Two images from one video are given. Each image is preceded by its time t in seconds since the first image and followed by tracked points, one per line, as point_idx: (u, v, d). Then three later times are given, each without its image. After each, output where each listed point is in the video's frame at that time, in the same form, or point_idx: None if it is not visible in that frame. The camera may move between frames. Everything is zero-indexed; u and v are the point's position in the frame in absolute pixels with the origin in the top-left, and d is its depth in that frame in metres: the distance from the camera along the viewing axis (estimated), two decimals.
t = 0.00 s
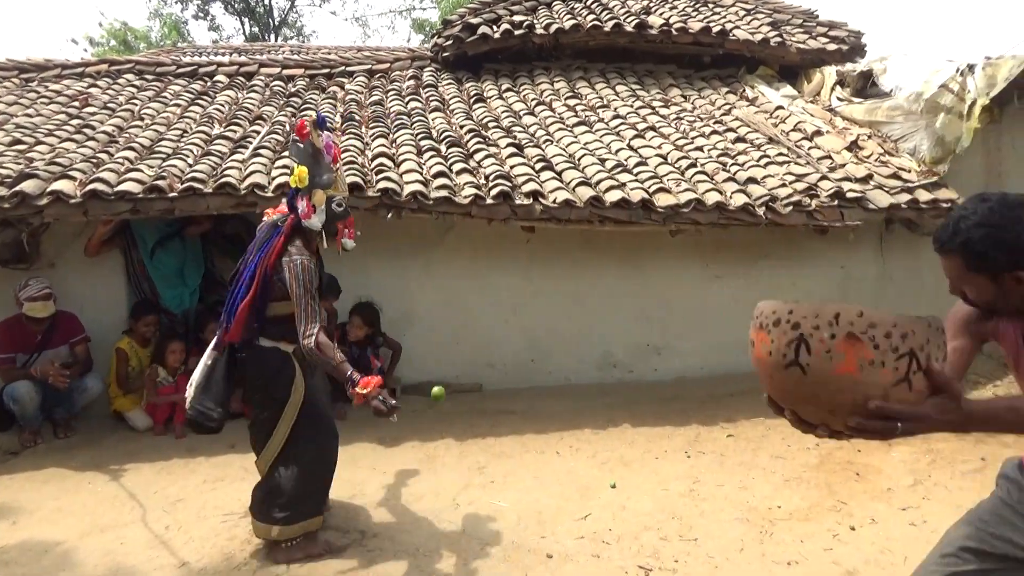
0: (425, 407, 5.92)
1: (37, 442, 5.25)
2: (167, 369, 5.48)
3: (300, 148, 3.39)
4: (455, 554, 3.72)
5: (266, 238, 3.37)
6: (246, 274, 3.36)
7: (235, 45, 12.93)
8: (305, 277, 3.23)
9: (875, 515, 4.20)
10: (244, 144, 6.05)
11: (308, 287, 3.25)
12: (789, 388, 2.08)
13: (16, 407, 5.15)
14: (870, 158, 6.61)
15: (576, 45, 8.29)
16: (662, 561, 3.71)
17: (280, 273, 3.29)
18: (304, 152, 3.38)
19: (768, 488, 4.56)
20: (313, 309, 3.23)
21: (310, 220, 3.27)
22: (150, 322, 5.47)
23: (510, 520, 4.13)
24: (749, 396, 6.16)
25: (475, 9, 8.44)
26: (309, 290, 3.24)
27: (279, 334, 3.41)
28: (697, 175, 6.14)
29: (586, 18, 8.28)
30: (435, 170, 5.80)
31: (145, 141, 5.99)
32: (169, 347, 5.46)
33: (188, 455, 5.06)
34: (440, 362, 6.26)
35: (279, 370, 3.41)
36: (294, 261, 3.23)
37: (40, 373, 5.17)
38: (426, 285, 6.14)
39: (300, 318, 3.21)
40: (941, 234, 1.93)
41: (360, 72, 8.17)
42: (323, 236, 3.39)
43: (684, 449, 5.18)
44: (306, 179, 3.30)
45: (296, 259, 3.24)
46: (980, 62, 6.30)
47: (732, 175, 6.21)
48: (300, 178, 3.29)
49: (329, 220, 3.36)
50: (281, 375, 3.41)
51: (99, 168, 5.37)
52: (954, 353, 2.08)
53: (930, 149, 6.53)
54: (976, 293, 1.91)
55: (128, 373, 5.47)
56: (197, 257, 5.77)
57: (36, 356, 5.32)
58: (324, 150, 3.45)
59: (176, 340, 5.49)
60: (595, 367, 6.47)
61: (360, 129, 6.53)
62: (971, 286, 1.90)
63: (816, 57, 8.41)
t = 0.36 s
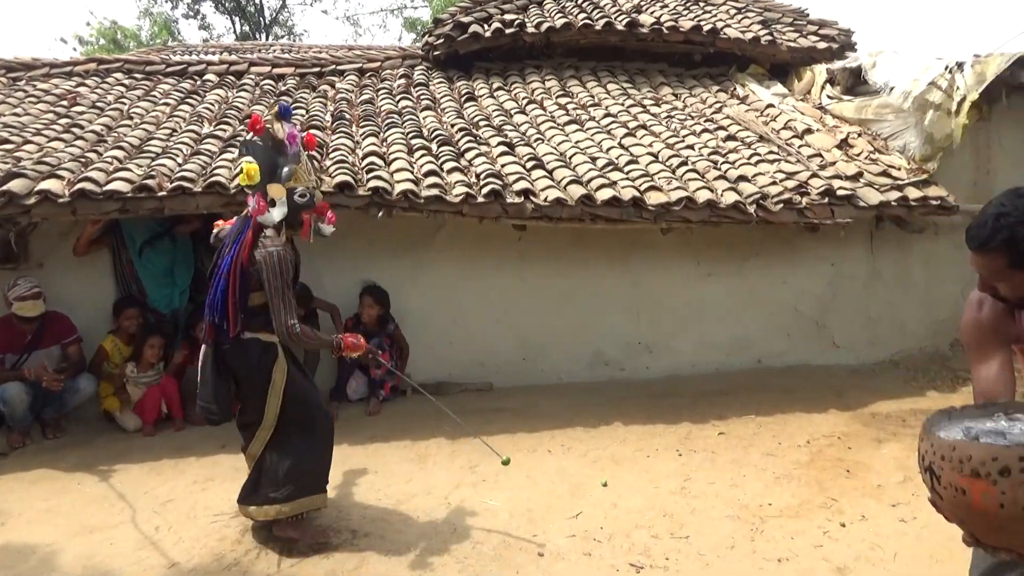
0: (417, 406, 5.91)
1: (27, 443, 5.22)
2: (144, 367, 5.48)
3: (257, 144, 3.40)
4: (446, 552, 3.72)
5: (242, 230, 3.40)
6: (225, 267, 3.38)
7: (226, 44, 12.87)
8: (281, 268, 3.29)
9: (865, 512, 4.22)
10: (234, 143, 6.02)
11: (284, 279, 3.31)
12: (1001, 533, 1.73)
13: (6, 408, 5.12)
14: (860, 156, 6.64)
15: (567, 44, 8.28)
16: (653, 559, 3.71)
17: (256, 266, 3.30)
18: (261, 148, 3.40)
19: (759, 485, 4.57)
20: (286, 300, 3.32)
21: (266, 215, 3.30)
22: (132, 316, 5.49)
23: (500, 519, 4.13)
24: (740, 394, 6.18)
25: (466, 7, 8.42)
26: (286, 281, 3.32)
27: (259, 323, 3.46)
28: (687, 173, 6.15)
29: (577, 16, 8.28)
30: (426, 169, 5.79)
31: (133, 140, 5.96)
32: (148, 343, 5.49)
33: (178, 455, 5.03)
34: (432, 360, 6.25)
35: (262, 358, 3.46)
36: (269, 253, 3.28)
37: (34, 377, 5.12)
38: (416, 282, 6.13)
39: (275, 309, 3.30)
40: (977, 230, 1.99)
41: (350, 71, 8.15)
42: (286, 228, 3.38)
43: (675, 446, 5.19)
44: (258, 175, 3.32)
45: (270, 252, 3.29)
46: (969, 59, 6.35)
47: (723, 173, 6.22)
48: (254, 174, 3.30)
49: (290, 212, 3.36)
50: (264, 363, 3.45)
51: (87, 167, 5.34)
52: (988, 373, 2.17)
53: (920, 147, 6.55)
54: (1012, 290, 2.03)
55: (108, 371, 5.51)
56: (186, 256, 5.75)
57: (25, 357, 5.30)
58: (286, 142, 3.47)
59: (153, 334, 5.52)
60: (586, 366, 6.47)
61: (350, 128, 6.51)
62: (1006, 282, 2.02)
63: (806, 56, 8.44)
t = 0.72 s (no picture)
0: (408, 405, 5.91)
1: (14, 442, 5.18)
2: (126, 370, 5.37)
3: (228, 141, 3.38)
4: (437, 551, 3.72)
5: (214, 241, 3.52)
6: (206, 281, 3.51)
7: (217, 40, 12.81)
8: (252, 259, 3.32)
9: (854, 510, 4.24)
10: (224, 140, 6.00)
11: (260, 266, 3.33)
12: None
13: None
14: (850, 155, 6.67)
15: (559, 42, 8.28)
16: (643, 557, 3.72)
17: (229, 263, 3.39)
18: (231, 145, 3.36)
19: (749, 483, 4.59)
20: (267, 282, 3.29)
21: (225, 213, 3.30)
22: (117, 310, 5.47)
23: (490, 517, 4.12)
24: (731, 392, 6.19)
25: (458, 5, 8.41)
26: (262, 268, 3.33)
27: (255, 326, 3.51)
28: (678, 172, 6.16)
29: (569, 15, 8.27)
30: (417, 167, 5.78)
31: (122, 137, 5.92)
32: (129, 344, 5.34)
33: (167, 454, 5.00)
34: (424, 358, 6.25)
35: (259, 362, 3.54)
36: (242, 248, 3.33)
37: (21, 375, 5.08)
38: (408, 280, 6.12)
39: (263, 295, 3.28)
40: (946, 242, 2.02)
41: (341, 69, 8.12)
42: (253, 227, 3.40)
43: (666, 445, 5.20)
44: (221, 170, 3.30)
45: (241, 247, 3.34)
46: (958, 58, 6.35)
47: (714, 171, 6.24)
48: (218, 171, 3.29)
49: (258, 210, 3.37)
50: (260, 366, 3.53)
51: (76, 164, 5.31)
52: (970, 388, 2.08)
53: (909, 147, 6.58)
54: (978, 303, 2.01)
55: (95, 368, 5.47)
56: (175, 254, 5.73)
57: (13, 355, 5.23)
58: (257, 138, 3.43)
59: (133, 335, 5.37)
60: (577, 364, 6.48)
61: (341, 126, 6.49)
62: (971, 294, 2.00)
63: (797, 55, 8.46)
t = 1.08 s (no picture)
0: (400, 402, 5.90)
1: (3, 440, 5.15)
2: (119, 368, 5.33)
3: (218, 150, 3.31)
4: (429, 549, 3.72)
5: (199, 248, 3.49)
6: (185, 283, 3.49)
7: (209, 36, 12.75)
8: (236, 271, 3.29)
9: (844, 508, 4.26)
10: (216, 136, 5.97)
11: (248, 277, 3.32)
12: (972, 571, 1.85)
13: None
14: (842, 155, 6.70)
15: (552, 40, 8.28)
16: (634, 555, 3.73)
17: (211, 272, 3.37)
18: (221, 156, 3.30)
19: (740, 481, 4.61)
20: (258, 293, 3.30)
21: (205, 226, 3.28)
22: (102, 307, 5.42)
23: (482, 516, 4.13)
24: (723, 391, 6.21)
25: (451, 2, 8.39)
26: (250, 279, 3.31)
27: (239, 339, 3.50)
28: (671, 170, 6.17)
29: (562, 12, 8.26)
30: (409, 165, 5.77)
31: (112, 133, 5.88)
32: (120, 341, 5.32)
33: (158, 452, 4.98)
34: (416, 357, 6.24)
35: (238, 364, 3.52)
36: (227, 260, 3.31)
37: (9, 372, 5.06)
38: (400, 278, 6.11)
39: (255, 306, 3.30)
40: (863, 230, 2.20)
41: (334, 66, 8.10)
42: (241, 240, 3.37)
43: (658, 443, 5.21)
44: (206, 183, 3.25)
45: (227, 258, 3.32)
46: (949, 59, 6.34)
47: (707, 170, 6.24)
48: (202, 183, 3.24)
49: (246, 224, 3.34)
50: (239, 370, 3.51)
51: (65, 161, 5.28)
52: (894, 388, 2.35)
53: (900, 147, 6.63)
54: (888, 293, 2.18)
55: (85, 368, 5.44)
56: (166, 251, 5.69)
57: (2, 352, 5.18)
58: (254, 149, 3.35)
59: (124, 332, 5.34)
60: (569, 361, 6.48)
61: (333, 123, 6.47)
62: (880, 284, 2.18)
63: (789, 55, 8.48)
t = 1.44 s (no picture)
0: (396, 399, 5.92)
1: None
2: (121, 365, 5.34)
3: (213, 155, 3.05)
4: (423, 547, 3.72)
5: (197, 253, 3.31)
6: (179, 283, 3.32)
7: (205, 33, 12.72)
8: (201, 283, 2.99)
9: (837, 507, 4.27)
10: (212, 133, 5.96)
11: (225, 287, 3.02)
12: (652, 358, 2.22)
13: None
14: (837, 155, 6.73)
15: (549, 39, 8.29)
16: (628, 553, 3.74)
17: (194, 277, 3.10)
18: (217, 162, 3.04)
19: (735, 480, 4.62)
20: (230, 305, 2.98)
21: (182, 238, 3.04)
22: (98, 303, 5.40)
23: (476, 513, 4.13)
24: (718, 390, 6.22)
25: None
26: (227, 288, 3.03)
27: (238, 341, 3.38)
28: (667, 169, 6.19)
29: (558, 11, 8.27)
30: (406, 163, 5.77)
31: (108, 130, 5.87)
32: (122, 339, 5.31)
33: (152, 449, 4.98)
34: (412, 355, 6.25)
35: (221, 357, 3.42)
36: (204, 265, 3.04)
37: (4, 369, 5.04)
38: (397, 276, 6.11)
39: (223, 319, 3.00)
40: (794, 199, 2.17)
41: (330, 63, 8.09)
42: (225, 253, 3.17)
43: (653, 442, 5.22)
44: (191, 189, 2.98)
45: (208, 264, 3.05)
46: (944, 60, 6.35)
47: (703, 170, 6.26)
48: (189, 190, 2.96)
49: (234, 237, 3.14)
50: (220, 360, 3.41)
51: (61, 157, 5.27)
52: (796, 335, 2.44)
53: (895, 146, 6.65)
54: (807, 266, 2.14)
55: (82, 365, 5.41)
56: (162, 248, 5.70)
57: None
58: (256, 155, 3.11)
59: (126, 330, 5.33)
60: (564, 360, 6.49)
61: (330, 120, 6.47)
62: (800, 254, 2.14)
63: (785, 55, 8.50)
